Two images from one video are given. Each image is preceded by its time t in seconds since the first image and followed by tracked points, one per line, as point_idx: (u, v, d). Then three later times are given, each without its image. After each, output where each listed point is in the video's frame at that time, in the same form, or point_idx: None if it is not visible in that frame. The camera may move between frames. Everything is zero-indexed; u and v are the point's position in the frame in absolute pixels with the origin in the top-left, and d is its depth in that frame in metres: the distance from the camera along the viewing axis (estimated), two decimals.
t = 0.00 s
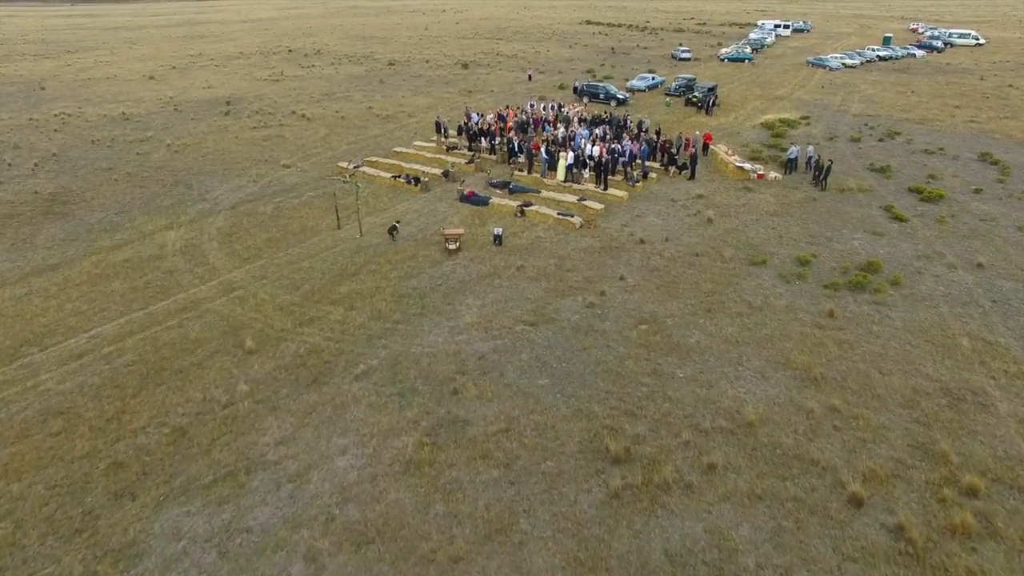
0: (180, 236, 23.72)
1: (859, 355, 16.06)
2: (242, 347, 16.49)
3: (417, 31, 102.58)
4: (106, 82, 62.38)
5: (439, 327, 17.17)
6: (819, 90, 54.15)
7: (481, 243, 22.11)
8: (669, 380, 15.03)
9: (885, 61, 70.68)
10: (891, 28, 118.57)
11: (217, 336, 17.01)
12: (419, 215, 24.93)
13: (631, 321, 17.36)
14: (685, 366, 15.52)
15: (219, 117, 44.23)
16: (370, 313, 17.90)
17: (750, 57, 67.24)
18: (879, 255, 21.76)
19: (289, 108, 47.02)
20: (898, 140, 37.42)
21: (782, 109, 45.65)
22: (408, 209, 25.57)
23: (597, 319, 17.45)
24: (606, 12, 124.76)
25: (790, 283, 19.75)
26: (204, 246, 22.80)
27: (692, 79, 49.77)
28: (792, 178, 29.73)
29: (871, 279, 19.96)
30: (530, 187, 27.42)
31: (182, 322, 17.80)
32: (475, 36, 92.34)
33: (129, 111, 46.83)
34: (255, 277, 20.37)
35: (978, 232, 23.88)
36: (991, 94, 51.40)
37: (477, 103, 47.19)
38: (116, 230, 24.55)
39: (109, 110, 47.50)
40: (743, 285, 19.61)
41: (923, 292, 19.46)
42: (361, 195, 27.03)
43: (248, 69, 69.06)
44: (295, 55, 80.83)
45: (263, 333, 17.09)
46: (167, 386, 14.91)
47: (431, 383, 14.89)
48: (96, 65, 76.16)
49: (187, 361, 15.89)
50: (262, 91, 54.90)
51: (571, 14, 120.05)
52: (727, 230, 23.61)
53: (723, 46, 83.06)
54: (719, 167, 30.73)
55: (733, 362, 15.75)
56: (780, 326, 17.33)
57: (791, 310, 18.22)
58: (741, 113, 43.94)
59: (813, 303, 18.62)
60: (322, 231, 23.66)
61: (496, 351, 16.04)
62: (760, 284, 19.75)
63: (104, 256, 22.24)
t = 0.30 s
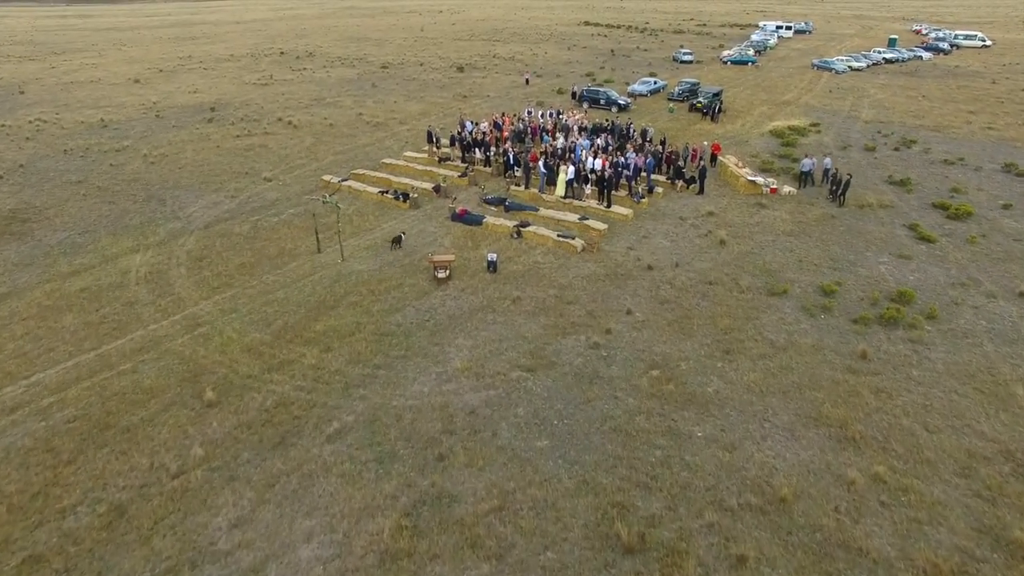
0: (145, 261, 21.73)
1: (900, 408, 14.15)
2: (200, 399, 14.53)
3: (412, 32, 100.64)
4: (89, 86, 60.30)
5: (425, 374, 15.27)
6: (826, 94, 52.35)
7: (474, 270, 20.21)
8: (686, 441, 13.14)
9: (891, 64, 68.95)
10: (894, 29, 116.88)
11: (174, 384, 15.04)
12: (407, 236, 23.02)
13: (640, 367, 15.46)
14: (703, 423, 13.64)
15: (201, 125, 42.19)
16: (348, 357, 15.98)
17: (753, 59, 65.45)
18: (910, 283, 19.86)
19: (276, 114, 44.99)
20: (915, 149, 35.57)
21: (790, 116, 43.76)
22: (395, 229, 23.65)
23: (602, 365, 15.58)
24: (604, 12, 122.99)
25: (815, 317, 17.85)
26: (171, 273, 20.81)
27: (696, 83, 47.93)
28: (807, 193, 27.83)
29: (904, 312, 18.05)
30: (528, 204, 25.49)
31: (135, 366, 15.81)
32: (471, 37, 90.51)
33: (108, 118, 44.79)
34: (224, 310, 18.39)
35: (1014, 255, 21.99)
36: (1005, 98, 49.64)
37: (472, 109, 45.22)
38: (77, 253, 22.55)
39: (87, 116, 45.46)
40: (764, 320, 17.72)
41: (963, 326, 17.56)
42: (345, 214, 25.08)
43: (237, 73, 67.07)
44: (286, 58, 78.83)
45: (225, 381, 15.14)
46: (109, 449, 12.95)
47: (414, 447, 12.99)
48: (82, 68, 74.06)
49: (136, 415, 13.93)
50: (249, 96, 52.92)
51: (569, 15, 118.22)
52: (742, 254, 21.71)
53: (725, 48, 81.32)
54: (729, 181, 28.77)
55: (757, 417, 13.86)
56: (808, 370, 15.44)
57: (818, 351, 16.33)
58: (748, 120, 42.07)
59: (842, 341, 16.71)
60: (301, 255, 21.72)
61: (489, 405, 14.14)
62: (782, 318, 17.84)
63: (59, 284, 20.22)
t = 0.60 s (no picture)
0: (103, 291, 19.66)
1: (959, 481, 12.16)
2: (145, 470, 12.49)
3: (408, 34, 98.58)
4: (71, 90, 58.16)
5: (408, 439, 13.28)
6: (836, 100, 50.43)
7: (466, 305, 18.23)
8: (712, 529, 11.16)
9: (899, 67, 67.07)
10: (898, 31, 115.09)
11: (115, 451, 13.00)
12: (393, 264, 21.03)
13: (654, 429, 13.48)
14: (731, 505, 11.65)
15: (182, 133, 40.07)
16: (319, 416, 13.98)
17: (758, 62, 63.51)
18: (950, 319, 17.87)
19: (261, 122, 42.89)
20: (935, 160, 33.61)
21: (800, 123, 41.78)
22: (381, 255, 21.64)
23: (611, 425, 13.64)
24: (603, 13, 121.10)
25: (848, 362, 15.86)
26: (130, 306, 18.74)
27: (701, 88, 45.98)
28: (827, 211, 25.85)
29: (949, 355, 16.03)
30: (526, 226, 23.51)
31: (73, 426, 13.75)
32: (468, 39, 88.55)
33: (85, 125, 42.68)
34: (183, 352, 16.39)
35: None
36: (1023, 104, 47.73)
37: (468, 116, 43.19)
38: (29, 282, 20.48)
39: (64, 123, 43.36)
40: (791, 365, 15.76)
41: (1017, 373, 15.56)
42: (326, 237, 23.09)
43: (226, 76, 64.99)
44: (277, 61, 76.67)
45: (176, 446, 13.11)
46: (25, 543, 10.92)
47: (391, 537, 11.02)
48: (66, 71, 71.87)
49: (65, 493, 11.90)
50: (237, 102, 50.86)
51: (567, 16, 116.21)
52: (761, 284, 19.76)
53: (728, 50, 79.44)
54: (742, 198, 26.76)
55: (794, 495, 11.87)
56: (846, 430, 13.48)
57: (856, 405, 14.35)
58: (757, 128, 40.10)
59: (883, 393, 14.71)
60: (275, 287, 19.70)
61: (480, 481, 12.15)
62: (812, 363, 15.87)
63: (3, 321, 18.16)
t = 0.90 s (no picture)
0: (50, 332, 17.52)
1: None
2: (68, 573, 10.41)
3: (404, 36, 96.47)
4: (52, 95, 55.93)
5: (385, 530, 11.21)
6: (848, 106, 48.39)
7: (458, 351, 16.20)
8: None
9: (909, 70, 65.08)
10: (903, 32, 113.11)
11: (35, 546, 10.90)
12: (378, 298, 18.98)
13: (676, 517, 11.43)
14: None
15: (162, 143, 37.88)
16: (282, 498, 11.91)
17: (763, 66, 61.57)
18: (1005, 368, 15.79)
19: (246, 131, 40.71)
20: (961, 173, 31.55)
21: (813, 132, 39.72)
22: (364, 288, 19.58)
23: (623, 509, 11.62)
24: (603, 14, 119.01)
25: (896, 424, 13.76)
26: (77, 351, 16.60)
27: (708, 95, 43.98)
28: (851, 233, 23.78)
29: (1011, 414, 13.93)
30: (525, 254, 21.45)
31: None
32: (465, 41, 86.50)
33: (60, 134, 40.48)
34: (132, 410, 14.31)
35: None
36: None
37: (463, 124, 41.06)
38: None
39: (39, 131, 41.15)
40: (828, 427, 13.68)
41: None
42: (305, 267, 21.02)
43: (214, 81, 62.85)
44: (269, 64, 74.43)
45: (108, 540, 11.00)
46: None
47: None
48: (50, 74, 69.58)
49: None
50: (223, 108, 48.72)
51: (566, 16, 114.15)
52: (786, 322, 17.70)
53: (732, 53, 77.45)
54: (758, 219, 24.68)
55: None
56: (901, 515, 11.44)
57: (910, 480, 12.28)
58: (768, 137, 38.03)
59: (939, 465, 12.63)
60: (245, 327, 17.61)
61: None
62: (852, 423, 13.76)
63: None
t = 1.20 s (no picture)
0: None
1: None
2: None
3: (399, 37, 94.27)
4: (30, 101, 53.55)
5: None
6: (860, 112, 46.30)
7: (446, 412, 14.07)
8: None
9: (919, 73, 63.07)
10: (908, 33, 111.08)
11: None
12: (357, 342, 16.82)
13: None
14: None
15: (137, 153, 35.57)
16: None
17: (769, 69, 59.51)
18: None
19: (228, 140, 38.47)
20: (990, 187, 29.46)
21: (827, 141, 37.65)
22: (343, 329, 17.42)
23: None
24: (602, 15, 116.89)
25: (963, 509, 11.60)
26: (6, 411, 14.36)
27: (715, 101, 41.94)
28: (881, 259, 21.72)
29: None
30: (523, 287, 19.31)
31: None
32: (462, 43, 84.35)
33: (31, 143, 38.17)
34: (58, 491, 12.08)
35: None
36: None
37: (458, 132, 38.89)
38: None
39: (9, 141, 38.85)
40: (883, 513, 11.52)
41: None
42: (278, 303, 18.86)
43: (201, 85, 60.55)
44: (259, 68, 72.11)
45: None
46: None
47: None
48: (31, 78, 67.15)
49: None
50: (207, 115, 46.43)
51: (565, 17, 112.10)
52: (820, 371, 15.59)
53: (736, 55, 75.41)
54: (777, 243, 22.64)
55: None
56: None
57: None
58: (780, 147, 35.94)
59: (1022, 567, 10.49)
60: (203, 379, 15.42)
61: None
62: (910, 508, 11.58)
63: None
